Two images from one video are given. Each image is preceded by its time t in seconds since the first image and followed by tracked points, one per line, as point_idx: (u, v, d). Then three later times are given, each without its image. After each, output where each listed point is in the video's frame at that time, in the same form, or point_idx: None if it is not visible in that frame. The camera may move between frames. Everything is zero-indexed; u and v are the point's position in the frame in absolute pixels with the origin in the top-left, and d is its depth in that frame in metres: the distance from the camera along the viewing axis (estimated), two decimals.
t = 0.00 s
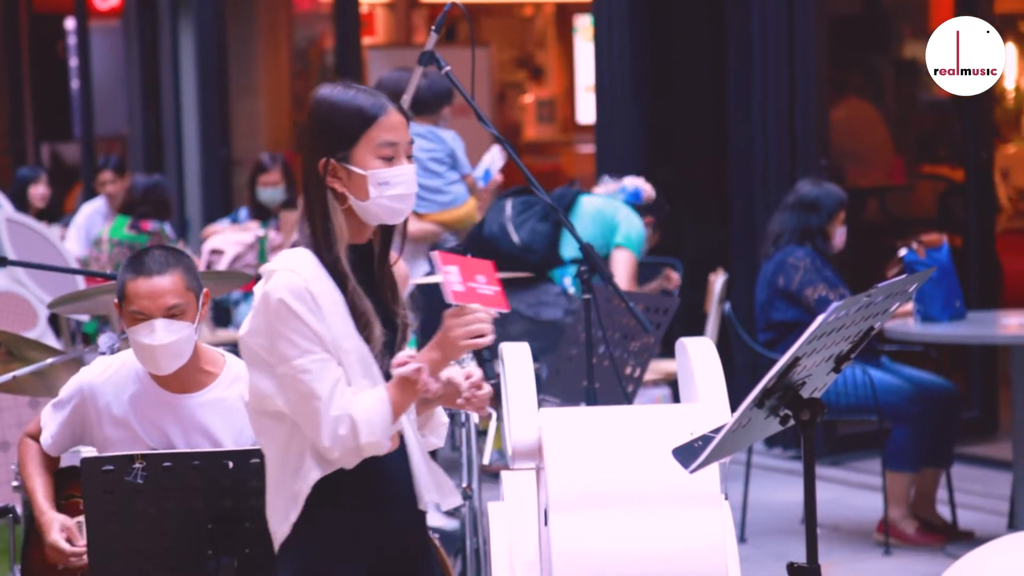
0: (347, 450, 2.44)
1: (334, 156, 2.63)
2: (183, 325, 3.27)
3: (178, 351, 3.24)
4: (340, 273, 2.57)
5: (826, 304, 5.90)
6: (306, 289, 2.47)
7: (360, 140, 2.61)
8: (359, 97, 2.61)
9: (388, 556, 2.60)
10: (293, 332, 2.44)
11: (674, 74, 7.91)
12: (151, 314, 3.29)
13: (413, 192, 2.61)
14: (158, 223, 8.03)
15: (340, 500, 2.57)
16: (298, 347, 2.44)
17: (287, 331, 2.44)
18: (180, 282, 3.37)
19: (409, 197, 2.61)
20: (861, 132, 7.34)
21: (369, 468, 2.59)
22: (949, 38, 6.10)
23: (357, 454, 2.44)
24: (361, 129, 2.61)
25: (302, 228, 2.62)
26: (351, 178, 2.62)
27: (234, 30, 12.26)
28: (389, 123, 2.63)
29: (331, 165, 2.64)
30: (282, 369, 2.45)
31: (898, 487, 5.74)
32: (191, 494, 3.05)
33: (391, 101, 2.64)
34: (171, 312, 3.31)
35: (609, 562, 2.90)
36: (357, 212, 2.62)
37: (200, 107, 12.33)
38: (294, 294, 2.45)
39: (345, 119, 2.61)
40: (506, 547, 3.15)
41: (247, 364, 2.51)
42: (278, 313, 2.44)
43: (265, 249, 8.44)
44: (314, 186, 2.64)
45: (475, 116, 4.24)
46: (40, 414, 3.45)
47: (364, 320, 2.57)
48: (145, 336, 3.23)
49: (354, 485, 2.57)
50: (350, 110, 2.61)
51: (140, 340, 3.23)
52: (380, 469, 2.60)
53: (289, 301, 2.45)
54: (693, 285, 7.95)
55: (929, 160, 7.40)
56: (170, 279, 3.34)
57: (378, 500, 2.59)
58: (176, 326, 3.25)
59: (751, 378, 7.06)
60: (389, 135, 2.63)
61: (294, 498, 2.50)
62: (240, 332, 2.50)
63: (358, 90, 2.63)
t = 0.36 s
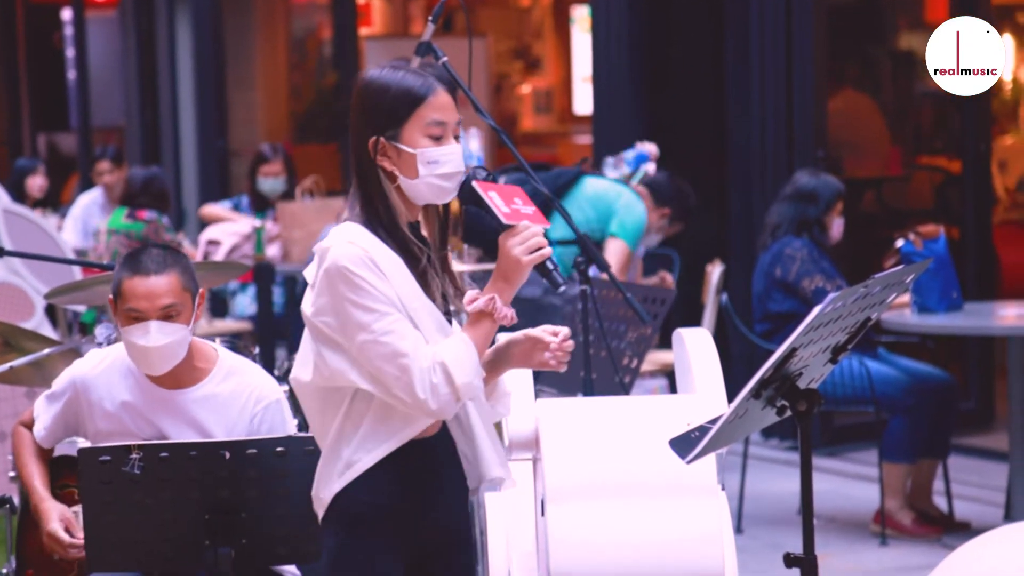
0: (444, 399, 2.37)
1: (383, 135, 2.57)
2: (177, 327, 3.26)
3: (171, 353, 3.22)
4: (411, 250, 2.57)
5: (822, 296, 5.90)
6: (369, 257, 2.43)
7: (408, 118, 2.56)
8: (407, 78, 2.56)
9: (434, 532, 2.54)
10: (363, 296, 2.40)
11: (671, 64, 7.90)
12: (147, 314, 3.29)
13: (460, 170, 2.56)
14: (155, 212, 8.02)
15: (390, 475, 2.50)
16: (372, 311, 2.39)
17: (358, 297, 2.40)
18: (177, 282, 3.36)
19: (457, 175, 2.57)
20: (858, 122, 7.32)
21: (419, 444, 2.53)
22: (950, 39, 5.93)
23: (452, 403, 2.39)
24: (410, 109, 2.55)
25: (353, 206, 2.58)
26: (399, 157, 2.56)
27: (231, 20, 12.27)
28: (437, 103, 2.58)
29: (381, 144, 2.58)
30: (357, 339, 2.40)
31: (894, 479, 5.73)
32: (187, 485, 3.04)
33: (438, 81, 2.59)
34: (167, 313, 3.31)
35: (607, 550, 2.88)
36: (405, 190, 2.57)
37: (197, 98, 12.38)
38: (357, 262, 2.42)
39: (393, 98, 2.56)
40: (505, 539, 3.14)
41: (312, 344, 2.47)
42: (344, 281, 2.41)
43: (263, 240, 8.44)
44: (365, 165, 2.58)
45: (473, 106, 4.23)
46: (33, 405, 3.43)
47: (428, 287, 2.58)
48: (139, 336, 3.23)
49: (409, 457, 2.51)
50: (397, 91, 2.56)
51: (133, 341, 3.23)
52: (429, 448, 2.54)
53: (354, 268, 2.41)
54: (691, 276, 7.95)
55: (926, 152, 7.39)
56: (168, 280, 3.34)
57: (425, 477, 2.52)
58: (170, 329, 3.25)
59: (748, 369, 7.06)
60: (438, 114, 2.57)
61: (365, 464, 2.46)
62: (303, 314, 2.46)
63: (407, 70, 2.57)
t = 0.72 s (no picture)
0: (406, 398, 2.37)
1: (378, 125, 2.59)
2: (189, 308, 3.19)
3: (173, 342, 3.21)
4: (396, 243, 2.55)
5: (822, 279, 5.90)
6: (345, 251, 2.44)
7: (402, 112, 2.56)
8: (406, 71, 2.57)
9: (420, 522, 2.52)
10: (336, 291, 2.42)
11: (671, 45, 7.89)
12: (159, 301, 3.19)
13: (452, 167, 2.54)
14: (156, 194, 8.02)
15: (375, 461, 2.49)
16: (343, 305, 2.41)
17: (330, 291, 2.42)
18: (182, 264, 3.25)
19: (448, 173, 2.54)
20: (859, 104, 7.32)
21: (409, 432, 2.51)
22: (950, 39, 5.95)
23: (416, 402, 2.39)
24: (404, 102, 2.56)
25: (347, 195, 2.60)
26: (391, 149, 2.57)
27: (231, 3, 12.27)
28: (435, 98, 2.57)
29: (375, 134, 2.59)
30: (332, 333, 2.43)
31: (893, 461, 5.74)
32: (188, 466, 3.05)
33: (440, 75, 2.59)
34: (178, 298, 3.21)
35: (606, 534, 2.87)
36: (397, 182, 2.57)
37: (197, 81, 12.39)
38: (333, 255, 2.44)
39: (391, 89, 2.57)
40: (504, 522, 3.14)
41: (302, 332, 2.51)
42: (320, 275, 2.43)
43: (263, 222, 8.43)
44: (359, 157, 2.60)
45: (473, 89, 4.23)
46: (29, 386, 3.44)
47: (413, 283, 2.55)
48: (154, 322, 3.15)
49: (397, 446, 2.50)
50: (396, 82, 2.57)
51: (148, 326, 3.15)
52: (430, 441, 2.53)
53: (329, 262, 2.43)
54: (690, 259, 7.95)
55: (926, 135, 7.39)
56: (174, 264, 3.23)
57: (414, 465, 2.51)
58: (182, 312, 3.17)
59: (747, 352, 7.06)
60: (433, 109, 2.57)
61: (338, 451, 2.47)
62: (291, 302, 2.50)
63: (408, 63, 2.59)
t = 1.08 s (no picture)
0: (330, 373, 2.43)
1: (331, 100, 2.62)
2: (202, 273, 3.30)
3: (197, 299, 3.26)
4: (340, 220, 2.59)
5: (833, 260, 5.90)
6: (281, 226, 2.51)
7: (357, 87, 2.59)
8: (363, 47, 2.60)
9: (363, 506, 2.58)
10: (270, 266, 2.49)
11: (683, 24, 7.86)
12: (175, 261, 3.32)
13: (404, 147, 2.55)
14: (166, 175, 8.03)
15: (314, 445, 2.55)
16: (277, 281, 2.48)
17: (265, 267, 2.49)
18: (201, 230, 3.40)
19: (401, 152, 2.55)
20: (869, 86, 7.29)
21: (351, 415, 2.57)
22: (949, 38, 5.15)
23: (340, 378, 2.44)
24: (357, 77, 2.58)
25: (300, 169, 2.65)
26: (345, 125, 2.59)
27: None
28: (391, 75, 2.59)
29: (328, 109, 2.62)
30: (269, 307, 2.50)
31: (904, 443, 5.74)
32: (197, 447, 3.05)
33: (398, 53, 2.61)
34: (193, 260, 3.34)
35: (622, 515, 2.80)
36: (349, 159, 2.59)
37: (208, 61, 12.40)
38: (269, 231, 2.50)
39: (346, 65, 2.60)
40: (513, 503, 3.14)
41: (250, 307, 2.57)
42: (258, 251, 2.50)
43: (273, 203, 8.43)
44: (313, 131, 2.64)
45: (483, 71, 4.22)
46: (40, 367, 3.43)
47: (356, 260, 2.57)
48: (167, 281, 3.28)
49: (334, 428, 2.56)
50: (351, 58, 2.59)
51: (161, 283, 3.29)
52: (370, 422, 2.58)
53: (267, 239, 2.50)
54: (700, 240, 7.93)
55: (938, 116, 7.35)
56: (194, 229, 3.37)
57: (354, 450, 2.56)
58: (196, 275, 3.28)
59: (757, 333, 7.04)
60: (387, 86, 2.58)
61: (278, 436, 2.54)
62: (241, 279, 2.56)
63: (367, 40, 2.61)
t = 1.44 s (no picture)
0: (346, 385, 2.39)
1: (315, 107, 2.57)
2: (216, 257, 3.30)
3: (210, 283, 3.24)
4: (330, 227, 2.53)
5: (853, 250, 5.89)
6: (281, 235, 2.43)
7: (338, 88, 2.55)
8: (336, 44, 2.55)
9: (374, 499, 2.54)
10: (275, 275, 2.41)
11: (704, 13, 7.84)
12: (185, 243, 3.34)
13: (395, 139, 2.53)
14: (186, 165, 8.03)
15: (324, 444, 2.49)
16: (282, 291, 2.41)
17: (268, 275, 2.41)
18: (213, 216, 3.43)
19: (395, 144, 2.53)
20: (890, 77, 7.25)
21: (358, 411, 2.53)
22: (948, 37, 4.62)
23: (355, 388, 2.40)
24: (338, 76, 2.54)
25: (286, 180, 2.58)
26: (333, 129, 2.55)
27: None
28: (369, 70, 2.56)
29: (313, 116, 2.57)
30: (272, 317, 2.42)
31: (926, 433, 5.73)
32: (219, 436, 3.06)
33: (371, 48, 2.58)
34: (203, 241, 3.36)
35: (641, 506, 2.80)
36: (341, 161, 2.55)
37: (229, 52, 12.43)
38: (269, 239, 2.42)
39: (326, 67, 2.55)
40: (534, 494, 3.14)
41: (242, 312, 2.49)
42: (258, 260, 2.41)
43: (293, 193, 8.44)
44: (297, 137, 2.58)
45: (503, 61, 4.21)
46: (65, 360, 3.46)
47: (353, 264, 2.53)
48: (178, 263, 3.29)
49: (343, 424, 2.51)
50: (328, 58, 2.55)
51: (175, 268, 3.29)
52: (373, 415, 2.54)
53: (266, 247, 2.42)
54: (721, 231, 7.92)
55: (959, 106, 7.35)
56: (204, 213, 3.40)
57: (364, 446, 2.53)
58: (209, 258, 3.29)
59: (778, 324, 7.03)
60: (368, 82, 2.56)
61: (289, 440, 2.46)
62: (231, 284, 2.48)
63: (337, 37, 2.57)
